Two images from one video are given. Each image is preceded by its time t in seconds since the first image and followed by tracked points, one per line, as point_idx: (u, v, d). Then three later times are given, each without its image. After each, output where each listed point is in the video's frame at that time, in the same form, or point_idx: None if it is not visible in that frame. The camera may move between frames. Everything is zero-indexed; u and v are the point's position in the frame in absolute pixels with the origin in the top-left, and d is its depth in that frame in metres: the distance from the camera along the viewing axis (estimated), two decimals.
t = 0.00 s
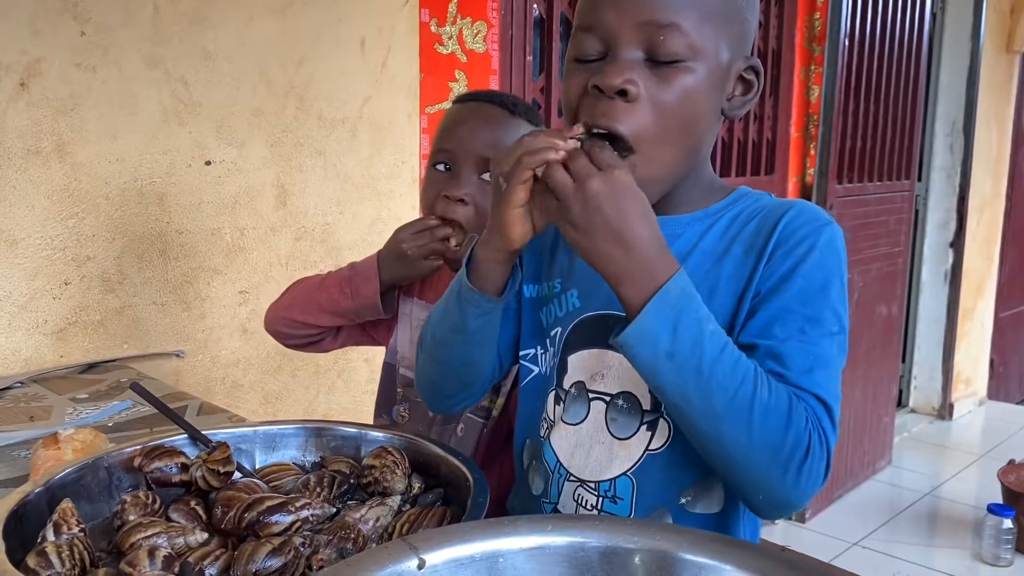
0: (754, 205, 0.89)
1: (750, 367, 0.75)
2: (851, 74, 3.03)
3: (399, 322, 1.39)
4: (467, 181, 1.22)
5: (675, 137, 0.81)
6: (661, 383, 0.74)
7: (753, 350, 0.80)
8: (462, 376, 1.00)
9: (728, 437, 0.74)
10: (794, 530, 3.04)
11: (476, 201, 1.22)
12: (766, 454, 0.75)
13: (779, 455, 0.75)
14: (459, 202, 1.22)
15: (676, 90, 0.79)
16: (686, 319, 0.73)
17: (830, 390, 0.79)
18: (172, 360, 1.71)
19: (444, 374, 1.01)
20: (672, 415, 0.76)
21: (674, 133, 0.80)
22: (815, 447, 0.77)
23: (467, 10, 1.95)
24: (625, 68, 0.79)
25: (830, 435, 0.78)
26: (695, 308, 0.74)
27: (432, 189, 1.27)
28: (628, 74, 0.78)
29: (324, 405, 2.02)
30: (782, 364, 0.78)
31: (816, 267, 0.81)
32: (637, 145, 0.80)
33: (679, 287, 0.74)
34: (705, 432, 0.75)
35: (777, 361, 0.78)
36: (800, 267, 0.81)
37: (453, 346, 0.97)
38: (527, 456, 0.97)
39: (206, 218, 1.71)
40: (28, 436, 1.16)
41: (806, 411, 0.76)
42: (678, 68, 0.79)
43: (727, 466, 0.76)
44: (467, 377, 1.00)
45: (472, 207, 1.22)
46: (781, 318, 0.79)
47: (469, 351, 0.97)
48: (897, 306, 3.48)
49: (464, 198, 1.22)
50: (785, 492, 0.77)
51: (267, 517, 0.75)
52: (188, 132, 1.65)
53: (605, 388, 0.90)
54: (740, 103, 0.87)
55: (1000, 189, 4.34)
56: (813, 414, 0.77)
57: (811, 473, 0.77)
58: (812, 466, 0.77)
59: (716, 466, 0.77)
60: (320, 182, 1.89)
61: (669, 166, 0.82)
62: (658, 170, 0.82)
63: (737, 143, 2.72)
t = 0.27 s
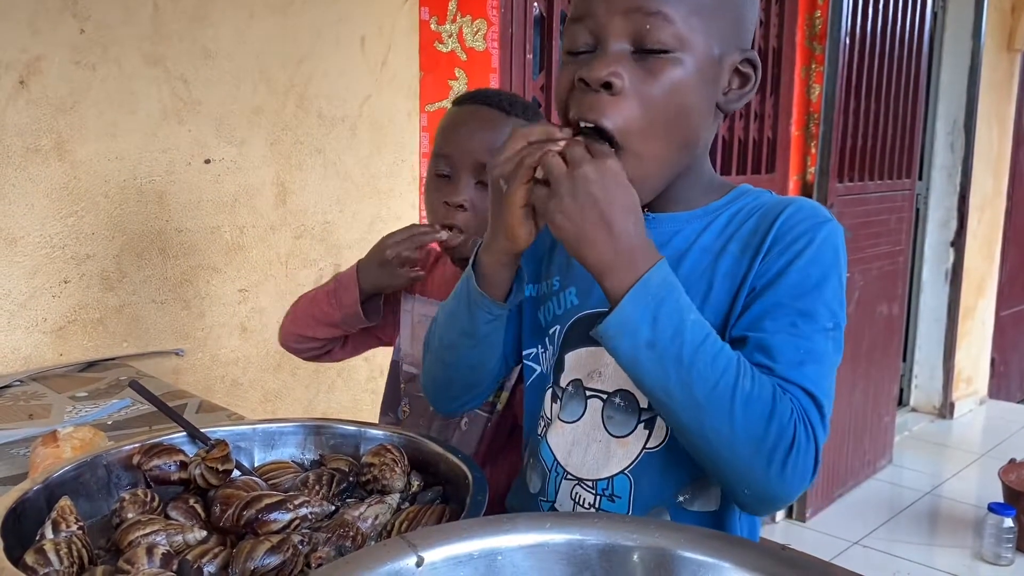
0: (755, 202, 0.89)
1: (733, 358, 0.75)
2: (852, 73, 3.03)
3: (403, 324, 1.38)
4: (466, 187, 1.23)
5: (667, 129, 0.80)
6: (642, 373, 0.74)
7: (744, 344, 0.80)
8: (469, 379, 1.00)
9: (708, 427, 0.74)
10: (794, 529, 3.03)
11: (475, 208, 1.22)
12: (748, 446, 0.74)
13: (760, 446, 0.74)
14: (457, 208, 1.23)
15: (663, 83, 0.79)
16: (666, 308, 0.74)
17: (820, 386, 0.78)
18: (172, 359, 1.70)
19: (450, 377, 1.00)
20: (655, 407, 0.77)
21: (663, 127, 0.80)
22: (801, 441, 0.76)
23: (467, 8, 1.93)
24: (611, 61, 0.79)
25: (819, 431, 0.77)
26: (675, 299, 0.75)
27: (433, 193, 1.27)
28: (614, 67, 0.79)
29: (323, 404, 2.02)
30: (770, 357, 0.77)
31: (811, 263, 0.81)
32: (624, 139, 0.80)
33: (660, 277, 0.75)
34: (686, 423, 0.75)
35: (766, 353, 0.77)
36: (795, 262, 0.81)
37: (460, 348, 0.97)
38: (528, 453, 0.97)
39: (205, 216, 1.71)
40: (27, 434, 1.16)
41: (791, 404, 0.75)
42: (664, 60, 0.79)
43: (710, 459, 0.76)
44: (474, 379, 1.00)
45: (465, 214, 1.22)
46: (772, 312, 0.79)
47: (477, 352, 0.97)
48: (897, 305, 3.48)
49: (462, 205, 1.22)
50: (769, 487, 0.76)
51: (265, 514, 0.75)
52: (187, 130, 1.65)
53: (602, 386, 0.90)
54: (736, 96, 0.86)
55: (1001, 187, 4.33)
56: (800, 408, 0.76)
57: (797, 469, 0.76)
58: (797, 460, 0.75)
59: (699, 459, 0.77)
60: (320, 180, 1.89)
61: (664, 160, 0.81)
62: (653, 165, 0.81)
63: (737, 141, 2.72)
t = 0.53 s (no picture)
0: (757, 201, 0.89)
1: (720, 355, 0.75)
2: (852, 72, 3.03)
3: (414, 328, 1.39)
4: (442, 211, 1.28)
5: (663, 131, 0.80)
6: (629, 369, 0.75)
7: (738, 342, 0.80)
8: (465, 371, 1.02)
9: (694, 423, 0.74)
10: (795, 528, 3.03)
11: (452, 231, 1.28)
12: (734, 443, 0.74)
13: (747, 443, 0.74)
14: (436, 231, 1.29)
15: (655, 88, 0.79)
16: (653, 304, 0.75)
17: (812, 384, 0.78)
18: (172, 358, 1.70)
19: (446, 370, 1.03)
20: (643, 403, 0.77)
21: (661, 132, 0.80)
22: (789, 438, 0.75)
23: (468, 7, 1.96)
24: (599, 75, 0.79)
25: (809, 431, 0.77)
26: (662, 295, 0.75)
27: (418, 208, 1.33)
28: (602, 81, 0.79)
29: (324, 403, 2.02)
30: (762, 354, 0.77)
31: (808, 262, 0.80)
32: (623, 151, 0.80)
33: (646, 274, 0.76)
34: (672, 419, 0.75)
35: (758, 351, 0.77)
36: (793, 261, 0.81)
37: (453, 338, 1.00)
38: (530, 451, 0.98)
39: (205, 215, 1.71)
40: (27, 434, 1.16)
41: (780, 401, 0.75)
42: (652, 65, 0.79)
43: (697, 455, 0.76)
44: (469, 372, 1.02)
45: (444, 239, 1.28)
46: (767, 310, 0.79)
47: (470, 342, 0.99)
48: (898, 304, 3.48)
49: (440, 229, 1.29)
50: (757, 485, 0.76)
51: (265, 514, 0.75)
52: (188, 130, 1.65)
53: (602, 384, 0.90)
54: (732, 88, 0.86)
55: (1001, 187, 4.33)
56: (791, 406, 0.76)
57: (785, 467, 0.76)
58: (784, 458, 0.75)
59: (687, 455, 0.77)
60: (320, 180, 1.89)
61: (663, 162, 0.82)
62: (652, 169, 0.82)
63: (738, 141, 2.72)
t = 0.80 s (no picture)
0: (756, 203, 0.89)
1: (718, 360, 0.75)
2: (853, 72, 3.03)
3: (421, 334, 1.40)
4: (431, 217, 1.30)
5: (655, 133, 0.80)
6: (627, 375, 0.75)
7: (736, 346, 0.80)
8: (465, 371, 1.05)
9: (692, 430, 0.74)
10: (796, 528, 3.03)
11: (441, 236, 1.29)
12: (732, 448, 0.74)
13: (745, 449, 0.74)
14: (427, 236, 1.31)
15: (647, 92, 0.79)
16: (650, 311, 0.75)
17: (809, 388, 0.78)
18: (174, 358, 1.70)
19: (447, 370, 1.06)
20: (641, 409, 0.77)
21: (654, 136, 0.80)
22: (786, 443, 0.75)
23: (468, 8, 1.96)
24: (590, 81, 0.80)
25: (807, 435, 0.77)
26: (660, 301, 0.76)
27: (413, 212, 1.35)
28: (593, 86, 0.79)
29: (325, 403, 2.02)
30: (760, 359, 0.77)
31: (807, 265, 0.80)
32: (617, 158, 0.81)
33: (643, 280, 0.76)
34: (671, 425, 0.75)
35: (756, 355, 0.77)
36: (791, 264, 0.81)
37: (452, 339, 1.03)
38: (531, 452, 0.98)
39: (207, 216, 1.71)
40: (30, 434, 1.17)
41: (778, 406, 0.75)
42: (641, 68, 0.80)
43: (696, 461, 0.76)
44: (469, 372, 1.04)
45: (434, 244, 1.30)
46: (765, 314, 0.79)
47: (468, 343, 1.02)
48: (898, 304, 3.48)
49: (430, 234, 1.30)
50: (756, 490, 0.76)
51: (268, 514, 0.75)
52: (189, 130, 1.65)
53: (601, 386, 0.90)
54: (725, 86, 0.86)
55: (1002, 186, 4.33)
56: (788, 411, 0.76)
57: (783, 472, 0.76)
58: (783, 463, 0.75)
59: (685, 460, 0.77)
60: (321, 180, 1.89)
61: (659, 165, 0.82)
62: (647, 172, 0.82)
63: (738, 141, 2.72)
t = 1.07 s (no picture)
0: (760, 205, 0.89)
1: (719, 366, 0.75)
2: (855, 72, 3.03)
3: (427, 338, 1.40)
4: (428, 211, 1.29)
5: (654, 137, 0.81)
6: (629, 383, 0.76)
7: (739, 351, 0.80)
8: (463, 367, 1.04)
9: (694, 436, 0.75)
10: (797, 528, 3.03)
11: (437, 230, 1.29)
12: (735, 454, 0.75)
13: (747, 454, 0.75)
14: (423, 231, 1.30)
15: (643, 95, 0.79)
16: (650, 320, 0.75)
17: (813, 392, 0.78)
18: (177, 359, 1.70)
19: (445, 366, 1.05)
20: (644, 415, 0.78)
21: (654, 140, 0.81)
22: (789, 448, 0.76)
23: (470, 9, 1.98)
24: (586, 89, 0.80)
25: (810, 440, 0.77)
26: (660, 310, 0.76)
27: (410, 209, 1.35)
28: (589, 94, 0.79)
29: (328, 403, 2.02)
30: (763, 365, 0.77)
31: (810, 270, 0.81)
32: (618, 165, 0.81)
33: (643, 288, 0.76)
34: (673, 431, 0.76)
35: (758, 361, 0.78)
36: (795, 269, 0.81)
37: (450, 330, 1.03)
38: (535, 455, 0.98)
39: (210, 216, 1.71)
40: (33, 434, 1.17)
41: (780, 412, 0.75)
42: (636, 71, 0.80)
43: (699, 466, 0.77)
44: (467, 368, 1.04)
45: (431, 238, 1.29)
46: (769, 319, 0.79)
47: (468, 337, 1.02)
48: (900, 303, 3.48)
49: (426, 229, 1.29)
50: (760, 494, 0.76)
51: (273, 514, 0.75)
52: (192, 131, 1.65)
53: (605, 388, 0.90)
54: (723, 84, 0.86)
55: (1004, 186, 4.33)
56: (791, 416, 0.76)
57: (787, 477, 0.76)
58: (786, 468, 0.76)
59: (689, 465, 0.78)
60: (324, 181, 1.89)
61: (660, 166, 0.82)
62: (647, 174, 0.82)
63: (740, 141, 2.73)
